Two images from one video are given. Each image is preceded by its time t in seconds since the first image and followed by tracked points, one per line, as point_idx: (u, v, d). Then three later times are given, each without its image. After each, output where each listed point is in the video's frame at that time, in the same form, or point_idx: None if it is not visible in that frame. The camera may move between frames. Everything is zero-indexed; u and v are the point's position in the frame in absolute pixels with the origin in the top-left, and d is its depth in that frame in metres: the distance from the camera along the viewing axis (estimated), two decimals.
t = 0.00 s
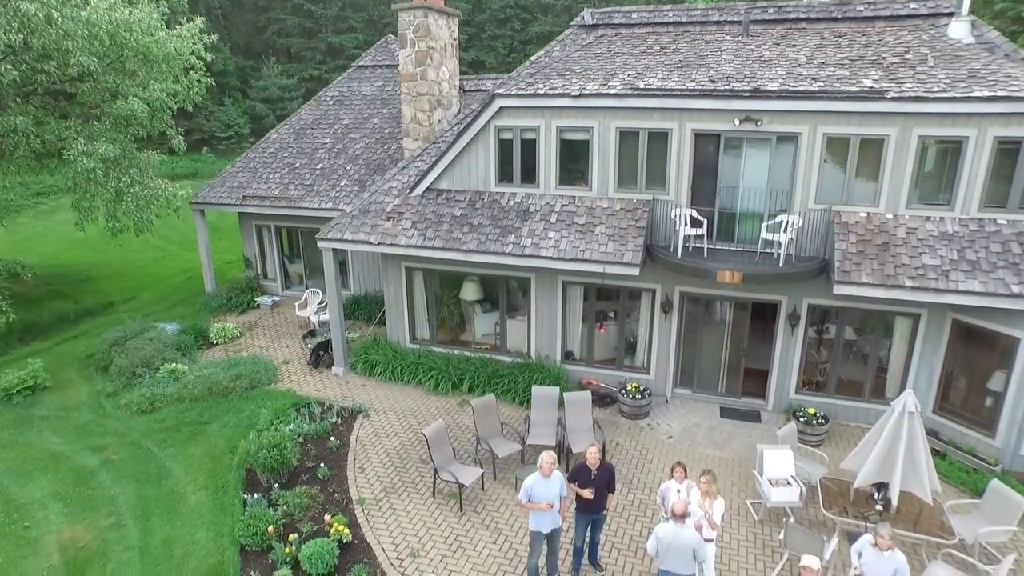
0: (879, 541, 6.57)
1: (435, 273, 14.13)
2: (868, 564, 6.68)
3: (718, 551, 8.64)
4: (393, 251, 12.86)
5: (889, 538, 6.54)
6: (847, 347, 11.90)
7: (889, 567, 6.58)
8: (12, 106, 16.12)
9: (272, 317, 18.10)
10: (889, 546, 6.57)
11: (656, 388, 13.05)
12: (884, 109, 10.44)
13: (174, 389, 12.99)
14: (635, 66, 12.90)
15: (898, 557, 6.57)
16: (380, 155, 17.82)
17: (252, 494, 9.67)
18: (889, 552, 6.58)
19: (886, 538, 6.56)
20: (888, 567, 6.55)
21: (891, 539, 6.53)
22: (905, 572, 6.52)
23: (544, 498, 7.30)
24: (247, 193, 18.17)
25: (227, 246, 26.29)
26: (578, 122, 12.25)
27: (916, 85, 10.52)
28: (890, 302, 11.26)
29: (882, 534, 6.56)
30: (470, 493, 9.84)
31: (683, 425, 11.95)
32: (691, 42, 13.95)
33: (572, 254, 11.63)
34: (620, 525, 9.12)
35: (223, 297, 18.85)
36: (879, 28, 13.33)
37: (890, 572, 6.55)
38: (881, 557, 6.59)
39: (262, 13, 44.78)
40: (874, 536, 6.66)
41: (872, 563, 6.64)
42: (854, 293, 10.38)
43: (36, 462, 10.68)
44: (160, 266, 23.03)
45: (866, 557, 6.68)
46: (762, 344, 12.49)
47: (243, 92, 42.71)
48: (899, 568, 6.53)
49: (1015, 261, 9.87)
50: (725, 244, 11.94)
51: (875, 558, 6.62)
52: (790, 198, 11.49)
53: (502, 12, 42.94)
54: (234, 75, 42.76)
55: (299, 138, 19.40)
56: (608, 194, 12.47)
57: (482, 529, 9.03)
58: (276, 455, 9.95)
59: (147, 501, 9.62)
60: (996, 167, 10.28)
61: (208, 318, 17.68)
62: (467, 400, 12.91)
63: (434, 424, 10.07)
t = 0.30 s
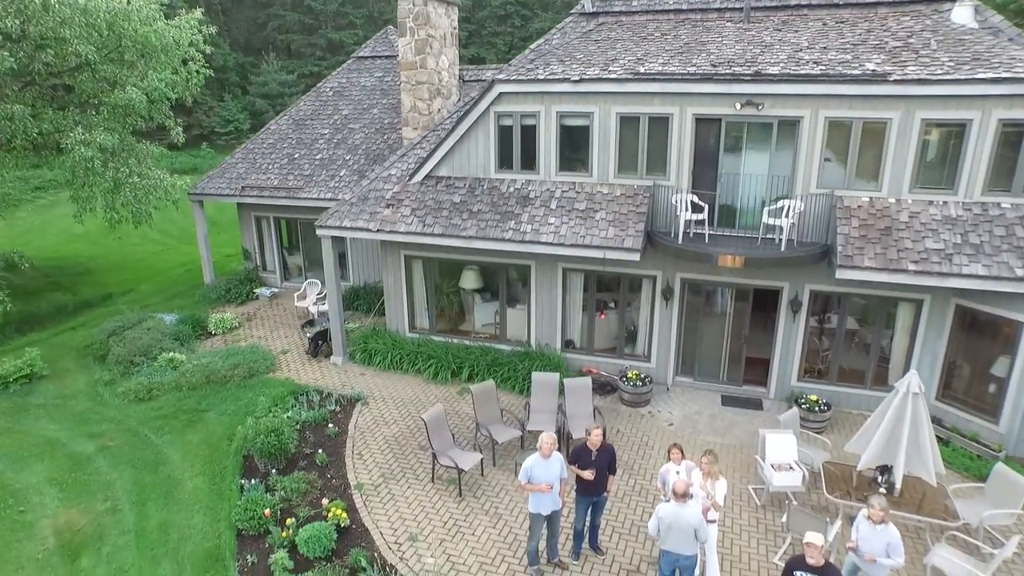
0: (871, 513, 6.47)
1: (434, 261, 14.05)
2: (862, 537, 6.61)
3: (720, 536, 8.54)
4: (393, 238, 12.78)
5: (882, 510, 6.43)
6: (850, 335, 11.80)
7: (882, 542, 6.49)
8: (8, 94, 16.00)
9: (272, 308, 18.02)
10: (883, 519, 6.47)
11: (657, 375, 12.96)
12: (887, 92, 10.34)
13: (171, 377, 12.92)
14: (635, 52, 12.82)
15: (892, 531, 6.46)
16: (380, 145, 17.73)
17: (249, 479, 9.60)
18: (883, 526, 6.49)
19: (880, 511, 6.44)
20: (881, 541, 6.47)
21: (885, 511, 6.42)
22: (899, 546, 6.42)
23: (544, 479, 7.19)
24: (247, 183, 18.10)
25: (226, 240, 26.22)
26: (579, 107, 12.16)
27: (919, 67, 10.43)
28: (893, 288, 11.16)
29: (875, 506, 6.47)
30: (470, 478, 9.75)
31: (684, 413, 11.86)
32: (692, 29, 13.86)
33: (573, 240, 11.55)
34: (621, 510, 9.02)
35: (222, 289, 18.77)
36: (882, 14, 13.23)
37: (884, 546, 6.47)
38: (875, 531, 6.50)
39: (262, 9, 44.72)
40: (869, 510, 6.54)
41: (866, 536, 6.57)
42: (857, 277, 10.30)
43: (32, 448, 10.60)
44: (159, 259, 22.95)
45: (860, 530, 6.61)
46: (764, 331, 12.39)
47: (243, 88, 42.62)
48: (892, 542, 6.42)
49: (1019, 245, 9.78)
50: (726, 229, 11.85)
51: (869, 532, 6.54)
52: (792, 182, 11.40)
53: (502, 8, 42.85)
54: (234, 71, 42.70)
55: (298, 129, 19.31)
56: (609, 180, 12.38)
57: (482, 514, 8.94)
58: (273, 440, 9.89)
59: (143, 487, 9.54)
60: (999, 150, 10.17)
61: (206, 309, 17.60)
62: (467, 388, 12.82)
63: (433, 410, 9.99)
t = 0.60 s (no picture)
0: (859, 482, 6.39)
1: (434, 249, 13.99)
2: (852, 505, 6.57)
3: (722, 518, 8.46)
4: (392, 225, 12.73)
5: (870, 479, 6.35)
6: (852, 320, 11.72)
7: (870, 509, 6.44)
8: (7, 81, 15.91)
9: (271, 298, 17.96)
10: (871, 488, 6.37)
11: (658, 362, 12.89)
12: (889, 74, 10.27)
13: (170, 365, 12.87)
14: (636, 38, 12.74)
15: (879, 499, 6.41)
16: (379, 135, 17.67)
17: (247, 463, 9.54)
18: (870, 494, 6.42)
19: (869, 479, 6.35)
20: (868, 509, 6.43)
21: (873, 480, 6.34)
22: (887, 514, 6.37)
23: (544, 458, 7.12)
24: (246, 173, 18.05)
25: (226, 234, 26.18)
26: (579, 92, 12.09)
27: (921, 50, 10.36)
28: (896, 272, 11.08)
29: (862, 475, 6.39)
30: (470, 462, 9.68)
31: (685, 399, 11.78)
32: (692, 15, 13.79)
33: (573, 224, 11.49)
34: (622, 493, 8.95)
35: (221, 280, 18.71)
36: None
37: (871, 514, 6.42)
38: (863, 499, 6.46)
39: (262, 5, 44.65)
40: (857, 479, 6.45)
41: (854, 504, 6.53)
42: (859, 260, 10.22)
43: (30, 434, 10.55)
44: (158, 252, 22.90)
45: (850, 500, 6.56)
46: (766, 316, 12.31)
47: (243, 84, 42.55)
48: (880, 510, 6.38)
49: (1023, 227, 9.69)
50: (727, 214, 11.79)
51: (858, 500, 6.49)
52: (794, 166, 11.33)
53: (502, 4, 42.77)
54: (234, 66, 42.64)
55: (298, 119, 19.25)
56: (609, 165, 12.31)
57: (482, 497, 8.86)
58: (272, 425, 9.84)
59: (141, 471, 9.48)
60: (1003, 132, 10.09)
61: (205, 300, 17.54)
62: (466, 375, 12.75)
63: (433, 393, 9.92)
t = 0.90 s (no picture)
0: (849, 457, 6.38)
1: (433, 238, 13.93)
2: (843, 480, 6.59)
3: (723, 503, 8.40)
4: (392, 213, 12.68)
5: (859, 454, 6.34)
6: (853, 308, 11.65)
7: (860, 484, 6.46)
8: (7, 72, 15.84)
9: (270, 290, 17.91)
10: (859, 462, 6.37)
11: (658, 352, 12.83)
12: (891, 58, 10.21)
13: (168, 354, 12.82)
14: (636, 25, 12.66)
15: (869, 473, 6.43)
16: (379, 126, 17.61)
17: (245, 450, 9.50)
18: (859, 469, 6.43)
19: (858, 454, 6.34)
20: (858, 484, 6.44)
21: (861, 455, 6.33)
22: (876, 489, 6.37)
23: (544, 439, 7.07)
24: (245, 165, 18.00)
25: (226, 228, 26.12)
26: (579, 80, 12.03)
27: (923, 34, 10.29)
28: (898, 259, 11.01)
29: (851, 450, 6.38)
30: (469, 449, 9.62)
31: (685, 388, 11.72)
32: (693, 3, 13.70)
33: (573, 211, 11.44)
34: (622, 479, 8.88)
35: (220, 272, 18.65)
36: None
37: (861, 488, 6.44)
38: (852, 473, 6.49)
39: (262, 2, 44.55)
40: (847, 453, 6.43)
41: (845, 479, 6.56)
42: (860, 246, 10.17)
43: (27, 421, 10.50)
44: (157, 246, 22.85)
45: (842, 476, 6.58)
46: (767, 305, 12.24)
47: (243, 80, 42.46)
48: (869, 484, 6.38)
49: None
50: (728, 201, 11.74)
51: (849, 475, 6.51)
52: (794, 152, 11.27)
53: (502, 1, 42.63)
54: (234, 62, 42.50)
55: (297, 111, 19.19)
56: (609, 152, 12.25)
57: (481, 482, 8.79)
58: (270, 411, 9.81)
59: (138, 457, 9.44)
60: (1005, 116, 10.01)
61: (204, 291, 17.49)
62: (466, 364, 12.70)
63: (432, 380, 9.87)
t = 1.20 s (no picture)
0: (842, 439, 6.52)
1: (433, 228, 13.86)
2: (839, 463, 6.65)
3: (725, 489, 8.33)
4: (391, 202, 12.62)
5: (851, 435, 6.47)
6: (856, 297, 11.56)
7: (853, 467, 6.54)
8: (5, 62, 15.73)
9: (269, 283, 17.84)
10: (853, 444, 6.49)
11: (659, 342, 12.75)
12: (894, 44, 10.13)
13: (167, 344, 12.77)
14: (637, 13, 12.58)
15: (862, 455, 6.49)
16: (379, 118, 17.53)
17: (244, 437, 9.45)
18: (853, 451, 6.51)
19: (851, 436, 6.47)
20: (851, 466, 6.52)
21: (853, 437, 6.45)
22: (869, 470, 6.44)
23: (545, 423, 7.00)
24: (245, 157, 17.93)
25: (226, 223, 26.06)
26: (579, 67, 11.96)
27: (926, 20, 10.21)
28: (900, 247, 10.92)
29: (844, 432, 6.52)
30: (469, 437, 9.55)
31: (686, 377, 11.64)
32: None
33: (574, 199, 11.37)
34: (623, 465, 8.80)
35: (219, 265, 18.58)
36: None
37: (854, 470, 6.51)
38: (845, 455, 6.57)
39: None
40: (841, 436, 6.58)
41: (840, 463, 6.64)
42: (862, 233, 10.11)
43: (24, 410, 10.45)
44: (157, 240, 22.80)
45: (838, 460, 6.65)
46: (768, 294, 12.16)
47: (243, 76, 42.40)
48: (862, 466, 6.46)
49: None
50: (729, 189, 11.66)
51: (844, 457, 6.59)
52: (796, 139, 11.18)
53: None
54: (234, 59, 42.42)
55: (297, 104, 19.13)
56: (610, 140, 12.17)
57: (481, 469, 8.72)
58: (268, 398, 9.75)
59: (136, 444, 9.38)
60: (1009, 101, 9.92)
61: (203, 284, 17.43)
62: (466, 354, 12.62)
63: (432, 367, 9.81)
